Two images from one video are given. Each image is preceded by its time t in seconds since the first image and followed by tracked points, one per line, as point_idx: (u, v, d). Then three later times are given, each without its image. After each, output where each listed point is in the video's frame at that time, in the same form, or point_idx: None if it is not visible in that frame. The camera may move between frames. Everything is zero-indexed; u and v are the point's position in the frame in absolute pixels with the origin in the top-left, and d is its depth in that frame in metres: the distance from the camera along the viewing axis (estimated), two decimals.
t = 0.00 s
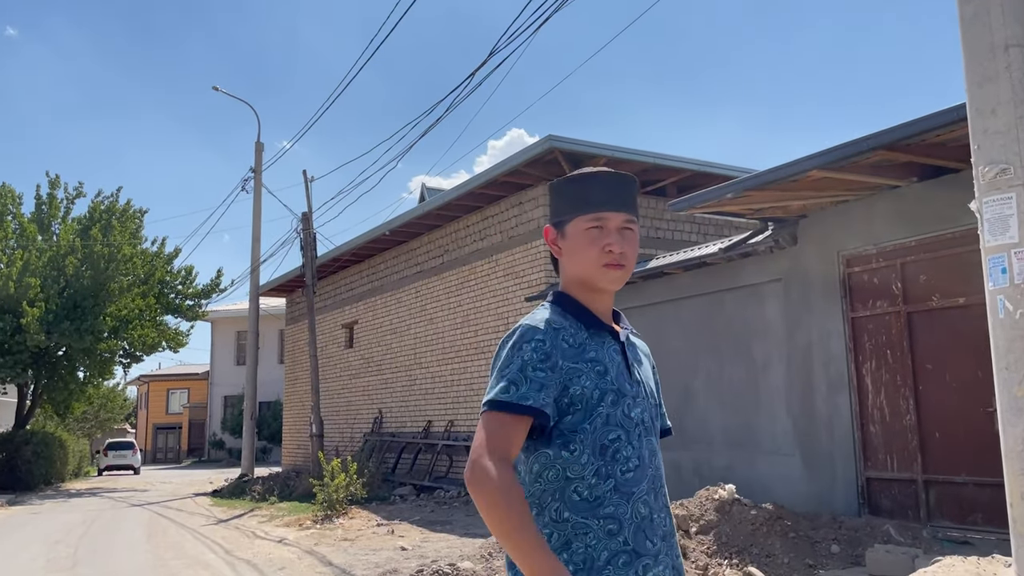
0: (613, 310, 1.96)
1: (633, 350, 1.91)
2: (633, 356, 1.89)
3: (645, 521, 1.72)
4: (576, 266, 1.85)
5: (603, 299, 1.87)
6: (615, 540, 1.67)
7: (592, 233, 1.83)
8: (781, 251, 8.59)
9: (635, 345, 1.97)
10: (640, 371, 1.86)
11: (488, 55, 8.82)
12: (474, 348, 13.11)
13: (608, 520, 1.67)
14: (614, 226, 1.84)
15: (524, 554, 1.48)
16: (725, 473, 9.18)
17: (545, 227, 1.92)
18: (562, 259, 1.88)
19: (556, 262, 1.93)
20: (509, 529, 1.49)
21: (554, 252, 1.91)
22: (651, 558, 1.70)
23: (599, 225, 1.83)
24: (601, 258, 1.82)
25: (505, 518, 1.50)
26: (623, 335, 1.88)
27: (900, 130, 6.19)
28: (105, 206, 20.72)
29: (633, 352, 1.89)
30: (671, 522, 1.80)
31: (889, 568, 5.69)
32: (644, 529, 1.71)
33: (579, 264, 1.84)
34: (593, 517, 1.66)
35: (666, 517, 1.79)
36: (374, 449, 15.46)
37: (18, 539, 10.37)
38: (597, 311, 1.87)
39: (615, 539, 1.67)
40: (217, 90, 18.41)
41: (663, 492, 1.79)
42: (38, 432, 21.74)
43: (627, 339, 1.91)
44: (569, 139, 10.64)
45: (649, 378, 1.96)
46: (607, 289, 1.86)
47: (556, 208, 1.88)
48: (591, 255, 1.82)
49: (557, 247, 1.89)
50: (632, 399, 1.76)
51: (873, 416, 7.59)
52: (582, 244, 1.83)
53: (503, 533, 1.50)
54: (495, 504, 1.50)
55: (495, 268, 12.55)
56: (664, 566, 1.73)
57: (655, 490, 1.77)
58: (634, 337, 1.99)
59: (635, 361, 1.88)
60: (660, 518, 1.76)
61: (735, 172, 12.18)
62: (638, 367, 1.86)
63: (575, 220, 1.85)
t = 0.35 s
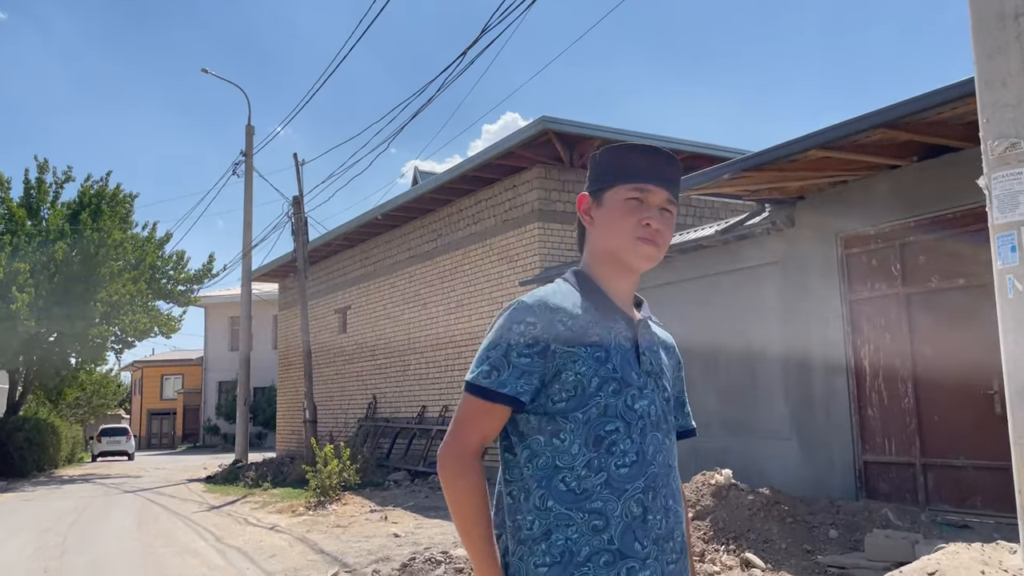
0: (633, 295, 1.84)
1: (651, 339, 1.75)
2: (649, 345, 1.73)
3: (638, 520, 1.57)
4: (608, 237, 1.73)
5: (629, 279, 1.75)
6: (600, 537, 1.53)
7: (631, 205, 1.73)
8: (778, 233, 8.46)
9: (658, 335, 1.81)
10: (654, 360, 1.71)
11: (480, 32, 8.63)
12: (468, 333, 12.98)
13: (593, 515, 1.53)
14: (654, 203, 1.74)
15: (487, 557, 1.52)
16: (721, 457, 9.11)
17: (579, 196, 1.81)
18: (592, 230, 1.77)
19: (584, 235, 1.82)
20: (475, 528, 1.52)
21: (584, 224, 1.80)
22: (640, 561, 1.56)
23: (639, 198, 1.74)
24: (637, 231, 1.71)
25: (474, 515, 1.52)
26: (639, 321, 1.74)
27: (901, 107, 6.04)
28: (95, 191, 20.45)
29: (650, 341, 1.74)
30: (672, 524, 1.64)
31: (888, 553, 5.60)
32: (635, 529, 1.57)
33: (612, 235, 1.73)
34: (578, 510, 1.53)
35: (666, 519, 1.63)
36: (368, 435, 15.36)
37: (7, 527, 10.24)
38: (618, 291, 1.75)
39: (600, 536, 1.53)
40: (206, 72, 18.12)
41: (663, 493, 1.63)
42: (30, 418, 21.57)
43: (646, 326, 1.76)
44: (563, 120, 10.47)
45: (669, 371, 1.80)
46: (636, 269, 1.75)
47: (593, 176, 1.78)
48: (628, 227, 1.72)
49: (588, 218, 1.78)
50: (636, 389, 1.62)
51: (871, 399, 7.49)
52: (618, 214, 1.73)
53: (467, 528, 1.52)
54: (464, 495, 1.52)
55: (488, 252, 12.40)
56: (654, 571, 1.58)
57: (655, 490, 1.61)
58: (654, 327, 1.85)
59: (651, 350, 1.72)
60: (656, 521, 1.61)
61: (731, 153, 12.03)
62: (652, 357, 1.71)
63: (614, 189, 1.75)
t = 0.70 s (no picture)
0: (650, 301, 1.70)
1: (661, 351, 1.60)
2: (656, 354, 1.58)
3: (611, 533, 1.44)
4: (628, 237, 1.60)
5: (644, 285, 1.62)
6: (568, 543, 1.41)
7: (659, 205, 1.60)
8: (776, 218, 8.33)
9: (674, 349, 1.66)
10: (658, 370, 1.56)
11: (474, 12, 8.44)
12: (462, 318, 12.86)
13: (563, 519, 1.41)
14: (683, 208, 1.62)
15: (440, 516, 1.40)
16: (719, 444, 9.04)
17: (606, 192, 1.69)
18: (614, 229, 1.64)
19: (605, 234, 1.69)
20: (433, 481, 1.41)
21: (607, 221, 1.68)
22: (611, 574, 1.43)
23: (668, 198, 1.61)
24: (661, 233, 1.58)
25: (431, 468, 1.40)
26: (651, 327, 1.60)
27: (904, 89, 5.89)
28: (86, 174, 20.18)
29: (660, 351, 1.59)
30: (653, 547, 1.49)
31: (887, 544, 5.52)
32: (608, 542, 1.43)
33: (633, 234, 1.60)
34: (549, 512, 1.41)
35: (647, 539, 1.48)
36: (363, 420, 15.27)
37: None
38: (631, 295, 1.61)
39: (568, 542, 1.41)
40: (198, 53, 17.87)
41: (649, 507, 1.49)
42: (22, 403, 21.41)
43: (656, 337, 1.61)
44: (559, 102, 10.30)
45: (678, 389, 1.64)
46: (654, 275, 1.62)
47: (624, 172, 1.66)
48: (651, 227, 1.59)
49: (612, 216, 1.65)
50: (629, 395, 1.48)
51: (869, 386, 7.38)
52: (643, 213, 1.60)
53: (422, 481, 1.41)
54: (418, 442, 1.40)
55: (483, 236, 12.27)
56: None
57: (638, 503, 1.47)
58: (671, 339, 1.69)
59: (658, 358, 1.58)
60: (636, 537, 1.46)
61: (729, 137, 11.88)
62: (655, 366, 1.57)
63: (643, 186, 1.62)
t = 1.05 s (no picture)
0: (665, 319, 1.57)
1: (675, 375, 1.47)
2: (664, 372, 1.45)
3: (601, 547, 1.35)
4: (651, 251, 1.49)
5: (661, 304, 1.50)
6: (554, 550, 1.33)
7: (689, 224, 1.49)
8: (777, 207, 8.22)
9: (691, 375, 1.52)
10: (665, 390, 1.44)
11: None
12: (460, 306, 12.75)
13: (550, 526, 1.33)
14: (713, 228, 1.50)
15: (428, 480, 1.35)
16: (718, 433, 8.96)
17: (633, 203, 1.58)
18: (637, 241, 1.52)
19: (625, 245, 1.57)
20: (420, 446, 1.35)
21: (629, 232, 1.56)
22: None
23: (699, 219, 1.50)
24: (686, 252, 1.46)
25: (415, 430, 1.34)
26: (663, 346, 1.46)
27: (908, 76, 5.76)
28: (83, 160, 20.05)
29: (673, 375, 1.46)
30: (649, 564, 1.38)
31: (889, 538, 5.45)
32: (598, 554, 1.34)
33: (656, 249, 1.48)
34: (536, 518, 1.34)
35: (643, 555, 1.38)
36: (361, 408, 15.19)
37: None
38: (644, 311, 1.49)
39: (554, 549, 1.33)
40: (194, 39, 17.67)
41: (644, 525, 1.38)
42: (21, 390, 21.35)
43: (666, 354, 1.47)
44: (557, 89, 10.17)
45: (685, 413, 1.51)
46: (672, 295, 1.50)
47: (656, 184, 1.55)
48: (677, 245, 1.47)
49: (636, 227, 1.54)
50: (631, 410, 1.37)
51: (870, 376, 7.28)
52: (671, 228, 1.49)
53: (405, 443, 1.34)
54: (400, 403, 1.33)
55: (481, 224, 12.15)
56: None
57: (633, 520, 1.37)
58: (686, 361, 1.55)
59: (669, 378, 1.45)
60: (627, 556, 1.36)
61: (729, 123, 11.74)
62: (664, 386, 1.44)
63: (675, 201, 1.51)
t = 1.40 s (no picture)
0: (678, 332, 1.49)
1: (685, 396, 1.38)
2: (675, 389, 1.36)
3: (604, 566, 1.26)
4: (664, 264, 1.40)
5: (671, 319, 1.41)
6: (555, 565, 1.24)
7: (706, 236, 1.39)
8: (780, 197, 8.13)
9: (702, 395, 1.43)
10: (674, 407, 1.35)
11: None
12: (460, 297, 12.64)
13: (552, 539, 1.25)
14: (730, 242, 1.41)
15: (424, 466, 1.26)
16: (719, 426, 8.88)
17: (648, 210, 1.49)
18: (649, 252, 1.43)
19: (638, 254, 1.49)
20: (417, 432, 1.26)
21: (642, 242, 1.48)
22: None
23: (717, 233, 1.40)
24: (700, 267, 1.37)
25: (411, 409, 1.24)
26: (674, 361, 1.37)
27: (913, 66, 5.66)
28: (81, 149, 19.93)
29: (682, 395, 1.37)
30: None
31: (893, 535, 5.39)
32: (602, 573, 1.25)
33: (669, 263, 1.39)
34: (539, 528, 1.25)
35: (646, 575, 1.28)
36: (360, 399, 15.13)
37: None
38: (653, 323, 1.41)
39: (554, 562, 1.25)
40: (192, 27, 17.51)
41: (648, 544, 1.29)
42: (21, 380, 21.30)
43: (677, 369, 1.38)
44: (558, 78, 10.06)
45: (695, 431, 1.42)
46: (682, 312, 1.41)
47: (673, 192, 1.46)
48: (691, 259, 1.38)
49: (648, 236, 1.45)
50: (638, 426, 1.27)
51: (873, 369, 7.20)
52: (685, 242, 1.39)
53: (403, 422, 1.26)
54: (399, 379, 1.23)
55: (481, 214, 12.06)
56: None
57: (637, 539, 1.28)
58: (695, 377, 1.45)
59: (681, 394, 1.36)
60: None
61: (731, 112, 11.62)
62: (673, 403, 1.35)
63: (692, 212, 1.41)
